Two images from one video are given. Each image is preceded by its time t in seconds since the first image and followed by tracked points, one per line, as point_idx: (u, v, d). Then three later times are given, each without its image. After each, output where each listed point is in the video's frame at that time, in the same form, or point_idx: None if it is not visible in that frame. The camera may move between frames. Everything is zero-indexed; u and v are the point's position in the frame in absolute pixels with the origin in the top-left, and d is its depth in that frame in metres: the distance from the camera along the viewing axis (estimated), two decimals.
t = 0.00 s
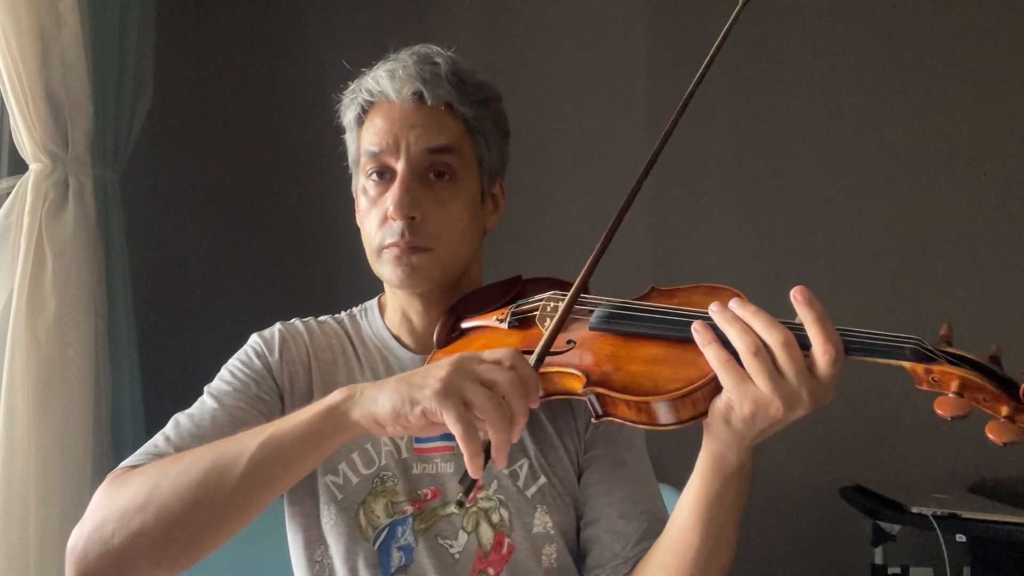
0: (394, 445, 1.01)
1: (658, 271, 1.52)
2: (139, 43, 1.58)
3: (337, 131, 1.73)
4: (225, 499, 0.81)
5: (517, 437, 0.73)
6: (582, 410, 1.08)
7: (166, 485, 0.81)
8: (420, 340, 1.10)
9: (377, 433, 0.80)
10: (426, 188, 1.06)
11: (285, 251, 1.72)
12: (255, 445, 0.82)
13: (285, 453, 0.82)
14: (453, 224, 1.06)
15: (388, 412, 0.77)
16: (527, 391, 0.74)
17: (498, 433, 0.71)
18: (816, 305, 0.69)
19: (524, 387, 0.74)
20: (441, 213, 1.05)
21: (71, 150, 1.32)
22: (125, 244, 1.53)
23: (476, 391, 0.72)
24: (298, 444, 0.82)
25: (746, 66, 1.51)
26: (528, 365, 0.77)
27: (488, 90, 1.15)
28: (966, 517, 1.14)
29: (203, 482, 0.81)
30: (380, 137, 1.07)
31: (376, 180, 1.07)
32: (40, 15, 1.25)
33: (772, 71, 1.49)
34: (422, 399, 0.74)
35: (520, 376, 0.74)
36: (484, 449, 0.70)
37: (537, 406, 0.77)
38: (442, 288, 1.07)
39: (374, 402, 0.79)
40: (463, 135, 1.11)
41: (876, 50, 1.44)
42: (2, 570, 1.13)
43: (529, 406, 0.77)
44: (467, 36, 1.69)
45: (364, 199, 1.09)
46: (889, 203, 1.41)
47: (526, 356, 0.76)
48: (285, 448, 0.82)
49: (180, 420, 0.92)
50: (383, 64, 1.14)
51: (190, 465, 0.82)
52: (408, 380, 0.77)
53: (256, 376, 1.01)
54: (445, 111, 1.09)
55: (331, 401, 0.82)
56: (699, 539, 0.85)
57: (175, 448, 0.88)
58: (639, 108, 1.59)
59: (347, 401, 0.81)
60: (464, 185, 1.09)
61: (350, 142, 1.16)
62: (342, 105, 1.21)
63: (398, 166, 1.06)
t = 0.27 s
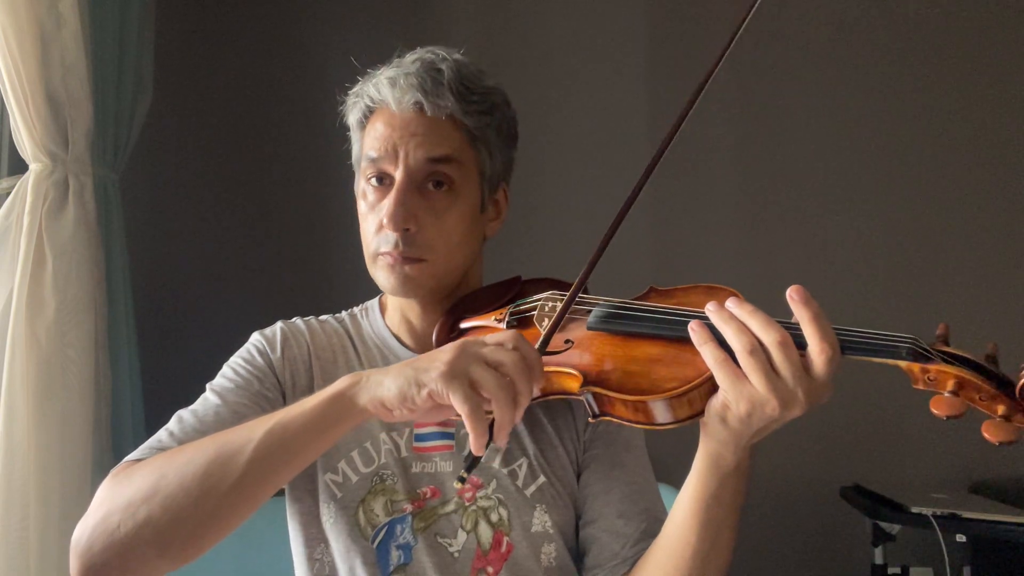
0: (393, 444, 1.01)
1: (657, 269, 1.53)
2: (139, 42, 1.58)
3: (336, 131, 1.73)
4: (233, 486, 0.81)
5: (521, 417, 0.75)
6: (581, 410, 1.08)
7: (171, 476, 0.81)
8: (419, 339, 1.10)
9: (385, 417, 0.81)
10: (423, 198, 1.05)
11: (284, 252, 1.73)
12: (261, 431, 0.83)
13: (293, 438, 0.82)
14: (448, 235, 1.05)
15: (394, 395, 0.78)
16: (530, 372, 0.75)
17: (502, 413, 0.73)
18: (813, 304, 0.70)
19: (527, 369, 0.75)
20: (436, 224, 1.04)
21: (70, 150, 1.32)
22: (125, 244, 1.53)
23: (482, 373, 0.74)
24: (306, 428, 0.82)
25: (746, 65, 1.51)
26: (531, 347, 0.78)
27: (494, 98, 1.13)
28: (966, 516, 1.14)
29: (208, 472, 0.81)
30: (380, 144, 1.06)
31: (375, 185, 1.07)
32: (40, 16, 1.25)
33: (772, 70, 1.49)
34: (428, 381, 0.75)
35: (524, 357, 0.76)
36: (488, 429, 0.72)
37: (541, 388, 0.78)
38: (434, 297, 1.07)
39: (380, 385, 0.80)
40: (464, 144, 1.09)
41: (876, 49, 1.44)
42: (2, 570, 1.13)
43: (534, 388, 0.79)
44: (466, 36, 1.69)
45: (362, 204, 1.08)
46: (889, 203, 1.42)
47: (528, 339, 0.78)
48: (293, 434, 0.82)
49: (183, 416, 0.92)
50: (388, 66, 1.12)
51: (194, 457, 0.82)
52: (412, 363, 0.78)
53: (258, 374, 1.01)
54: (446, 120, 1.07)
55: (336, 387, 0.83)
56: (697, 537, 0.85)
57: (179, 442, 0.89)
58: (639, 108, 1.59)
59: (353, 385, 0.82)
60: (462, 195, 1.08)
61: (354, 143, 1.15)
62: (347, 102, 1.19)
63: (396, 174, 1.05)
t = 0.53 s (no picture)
0: (394, 444, 1.01)
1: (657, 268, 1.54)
2: (139, 42, 1.58)
3: (336, 132, 1.73)
4: (232, 489, 0.81)
5: (519, 427, 0.74)
6: (582, 410, 1.08)
7: (170, 480, 0.81)
8: (420, 338, 1.09)
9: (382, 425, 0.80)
10: (420, 206, 1.04)
11: (284, 253, 1.73)
12: (259, 437, 0.82)
13: (292, 442, 0.82)
14: (444, 243, 1.05)
15: (392, 404, 0.78)
16: (529, 381, 0.75)
17: (501, 423, 0.72)
18: (814, 303, 0.69)
19: (526, 378, 0.75)
20: (433, 232, 1.04)
21: (70, 150, 1.32)
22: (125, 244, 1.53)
23: (480, 382, 0.73)
24: (304, 435, 0.82)
25: (746, 65, 1.51)
26: (529, 356, 0.78)
27: (496, 104, 1.11)
28: (967, 516, 1.14)
29: (206, 477, 0.81)
30: (379, 150, 1.06)
31: (374, 190, 1.06)
32: (40, 15, 1.25)
33: (772, 70, 1.49)
34: (426, 390, 0.74)
35: (522, 367, 0.75)
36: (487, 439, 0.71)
37: (539, 397, 0.78)
38: (431, 303, 1.07)
39: (378, 393, 0.79)
40: (464, 152, 1.08)
41: (876, 48, 1.44)
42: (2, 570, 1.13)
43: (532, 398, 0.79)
44: (466, 35, 1.69)
45: (361, 208, 1.08)
46: (889, 202, 1.41)
47: (527, 348, 0.78)
48: (292, 438, 0.82)
49: (182, 417, 0.93)
50: (390, 70, 1.11)
51: (192, 460, 0.82)
52: (411, 372, 0.77)
53: (258, 374, 1.01)
54: (446, 129, 1.06)
55: (334, 394, 0.83)
56: (698, 536, 0.85)
57: (178, 444, 0.89)
58: (638, 108, 1.59)
59: (351, 393, 0.82)
60: (461, 203, 1.07)
61: (356, 145, 1.15)
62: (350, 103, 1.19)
63: (394, 181, 1.05)
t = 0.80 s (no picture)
0: (394, 444, 1.01)
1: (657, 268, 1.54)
2: (139, 43, 1.58)
3: (336, 132, 1.73)
4: (230, 489, 0.81)
5: (517, 426, 0.74)
6: (582, 410, 1.08)
7: (169, 479, 0.81)
8: (420, 339, 1.09)
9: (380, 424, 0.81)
10: (420, 211, 1.04)
11: (284, 253, 1.73)
12: (258, 436, 0.82)
13: (290, 442, 0.82)
14: (444, 247, 1.05)
15: (390, 403, 0.78)
16: (527, 381, 0.75)
17: (498, 422, 0.72)
18: (814, 303, 0.69)
19: (524, 378, 0.75)
20: (432, 237, 1.04)
21: (70, 151, 1.32)
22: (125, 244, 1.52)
23: (478, 381, 0.74)
24: (303, 434, 0.82)
25: (746, 64, 1.51)
26: (528, 356, 0.78)
27: (497, 107, 1.11)
28: (966, 516, 1.14)
29: (204, 475, 0.81)
30: (378, 155, 1.05)
31: (374, 194, 1.06)
32: (40, 15, 1.25)
33: (772, 70, 1.49)
34: (424, 389, 0.75)
35: (520, 366, 0.75)
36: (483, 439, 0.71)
37: (538, 397, 0.78)
38: (431, 307, 1.07)
39: (377, 392, 0.79)
40: (464, 156, 1.08)
41: (876, 48, 1.44)
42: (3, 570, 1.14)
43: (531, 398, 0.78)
44: (466, 35, 1.69)
45: (361, 211, 1.08)
46: (889, 202, 1.41)
47: (526, 348, 0.78)
48: (291, 438, 0.82)
49: (182, 417, 0.92)
50: (390, 73, 1.10)
51: (191, 459, 0.82)
52: (409, 371, 0.77)
53: (259, 374, 1.01)
54: (445, 134, 1.06)
55: (333, 393, 0.83)
56: (698, 535, 0.85)
57: (177, 443, 0.89)
58: (638, 108, 1.59)
59: (350, 391, 0.82)
60: (460, 207, 1.07)
61: (355, 148, 1.15)
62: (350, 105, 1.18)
63: (394, 186, 1.04)
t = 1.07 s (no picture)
0: (394, 445, 1.01)
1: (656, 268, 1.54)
2: (139, 43, 1.58)
3: (335, 132, 1.73)
4: (234, 495, 0.81)
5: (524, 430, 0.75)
6: (581, 410, 1.08)
7: (171, 486, 0.81)
8: (419, 340, 1.09)
9: (386, 431, 0.81)
10: (418, 215, 1.04)
11: (284, 254, 1.73)
12: (262, 442, 0.82)
13: (294, 448, 0.82)
14: (442, 250, 1.05)
15: (395, 409, 0.78)
16: (532, 385, 0.75)
17: (506, 428, 0.72)
18: (812, 304, 0.69)
19: (529, 382, 0.75)
20: (430, 240, 1.04)
21: (70, 151, 1.32)
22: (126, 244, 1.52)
23: (484, 387, 0.73)
24: (307, 439, 0.82)
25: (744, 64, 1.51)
26: (532, 358, 0.78)
27: (493, 110, 1.10)
28: (966, 516, 1.14)
29: (208, 483, 0.81)
30: (375, 160, 1.05)
31: (371, 199, 1.06)
32: (39, 16, 1.25)
33: (772, 70, 1.49)
34: (430, 395, 0.74)
35: (525, 371, 0.75)
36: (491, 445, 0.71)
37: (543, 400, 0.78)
38: (430, 309, 1.08)
39: (381, 398, 0.79)
40: (461, 160, 1.08)
41: (876, 48, 1.44)
42: (2, 570, 1.14)
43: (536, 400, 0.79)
44: (465, 35, 1.69)
45: (360, 215, 1.08)
46: (888, 203, 1.41)
47: (529, 350, 0.77)
48: (295, 444, 0.82)
49: (183, 420, 0.93)
50: (385, 78, 1.10)
51: (194, 466, 0.82)
52: (413, 376, 0.77)
53: (259, 376, 1.01)
54: (442, 139, 1.05)
55: (336, 399, 0.83)
56: (697, 535, 0.85)
57: (180, 448, 0.89)
58: (638, 108, 1.59)
59: (353, 398, 0.82)
60: (458, 210, 1.07)
61: (352, 152, 1.14)
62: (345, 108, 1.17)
63: (391, 190, 1.04)
